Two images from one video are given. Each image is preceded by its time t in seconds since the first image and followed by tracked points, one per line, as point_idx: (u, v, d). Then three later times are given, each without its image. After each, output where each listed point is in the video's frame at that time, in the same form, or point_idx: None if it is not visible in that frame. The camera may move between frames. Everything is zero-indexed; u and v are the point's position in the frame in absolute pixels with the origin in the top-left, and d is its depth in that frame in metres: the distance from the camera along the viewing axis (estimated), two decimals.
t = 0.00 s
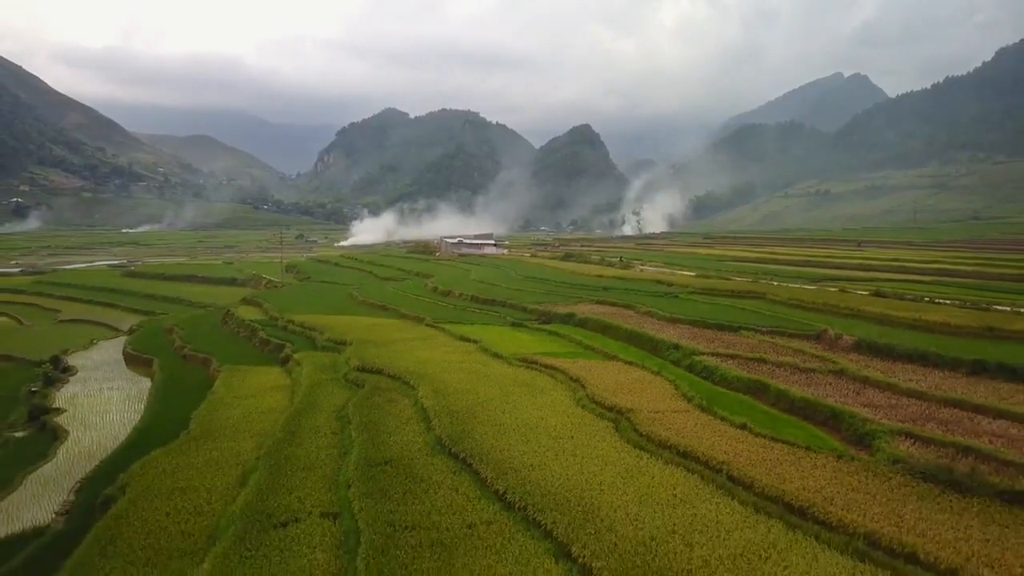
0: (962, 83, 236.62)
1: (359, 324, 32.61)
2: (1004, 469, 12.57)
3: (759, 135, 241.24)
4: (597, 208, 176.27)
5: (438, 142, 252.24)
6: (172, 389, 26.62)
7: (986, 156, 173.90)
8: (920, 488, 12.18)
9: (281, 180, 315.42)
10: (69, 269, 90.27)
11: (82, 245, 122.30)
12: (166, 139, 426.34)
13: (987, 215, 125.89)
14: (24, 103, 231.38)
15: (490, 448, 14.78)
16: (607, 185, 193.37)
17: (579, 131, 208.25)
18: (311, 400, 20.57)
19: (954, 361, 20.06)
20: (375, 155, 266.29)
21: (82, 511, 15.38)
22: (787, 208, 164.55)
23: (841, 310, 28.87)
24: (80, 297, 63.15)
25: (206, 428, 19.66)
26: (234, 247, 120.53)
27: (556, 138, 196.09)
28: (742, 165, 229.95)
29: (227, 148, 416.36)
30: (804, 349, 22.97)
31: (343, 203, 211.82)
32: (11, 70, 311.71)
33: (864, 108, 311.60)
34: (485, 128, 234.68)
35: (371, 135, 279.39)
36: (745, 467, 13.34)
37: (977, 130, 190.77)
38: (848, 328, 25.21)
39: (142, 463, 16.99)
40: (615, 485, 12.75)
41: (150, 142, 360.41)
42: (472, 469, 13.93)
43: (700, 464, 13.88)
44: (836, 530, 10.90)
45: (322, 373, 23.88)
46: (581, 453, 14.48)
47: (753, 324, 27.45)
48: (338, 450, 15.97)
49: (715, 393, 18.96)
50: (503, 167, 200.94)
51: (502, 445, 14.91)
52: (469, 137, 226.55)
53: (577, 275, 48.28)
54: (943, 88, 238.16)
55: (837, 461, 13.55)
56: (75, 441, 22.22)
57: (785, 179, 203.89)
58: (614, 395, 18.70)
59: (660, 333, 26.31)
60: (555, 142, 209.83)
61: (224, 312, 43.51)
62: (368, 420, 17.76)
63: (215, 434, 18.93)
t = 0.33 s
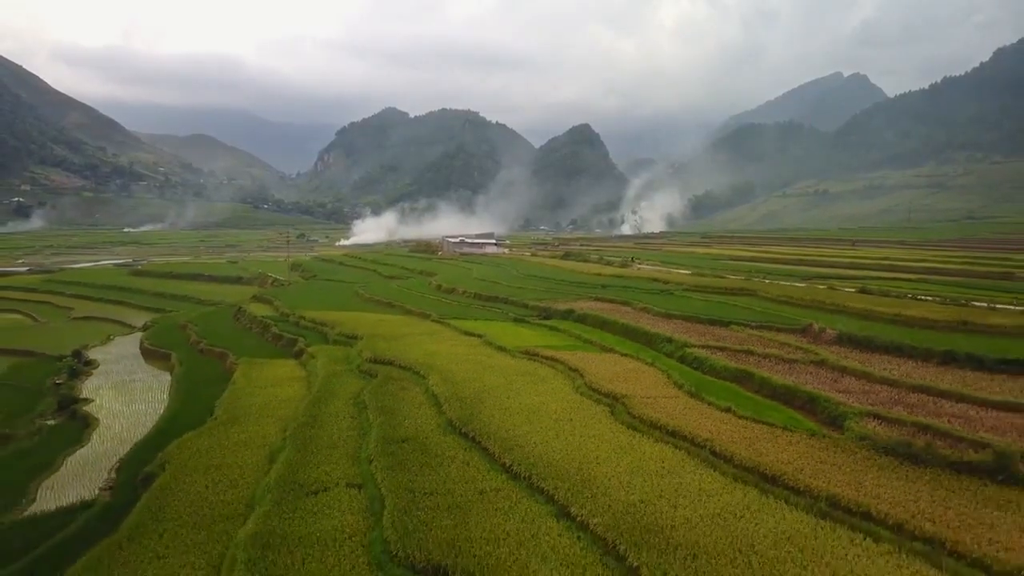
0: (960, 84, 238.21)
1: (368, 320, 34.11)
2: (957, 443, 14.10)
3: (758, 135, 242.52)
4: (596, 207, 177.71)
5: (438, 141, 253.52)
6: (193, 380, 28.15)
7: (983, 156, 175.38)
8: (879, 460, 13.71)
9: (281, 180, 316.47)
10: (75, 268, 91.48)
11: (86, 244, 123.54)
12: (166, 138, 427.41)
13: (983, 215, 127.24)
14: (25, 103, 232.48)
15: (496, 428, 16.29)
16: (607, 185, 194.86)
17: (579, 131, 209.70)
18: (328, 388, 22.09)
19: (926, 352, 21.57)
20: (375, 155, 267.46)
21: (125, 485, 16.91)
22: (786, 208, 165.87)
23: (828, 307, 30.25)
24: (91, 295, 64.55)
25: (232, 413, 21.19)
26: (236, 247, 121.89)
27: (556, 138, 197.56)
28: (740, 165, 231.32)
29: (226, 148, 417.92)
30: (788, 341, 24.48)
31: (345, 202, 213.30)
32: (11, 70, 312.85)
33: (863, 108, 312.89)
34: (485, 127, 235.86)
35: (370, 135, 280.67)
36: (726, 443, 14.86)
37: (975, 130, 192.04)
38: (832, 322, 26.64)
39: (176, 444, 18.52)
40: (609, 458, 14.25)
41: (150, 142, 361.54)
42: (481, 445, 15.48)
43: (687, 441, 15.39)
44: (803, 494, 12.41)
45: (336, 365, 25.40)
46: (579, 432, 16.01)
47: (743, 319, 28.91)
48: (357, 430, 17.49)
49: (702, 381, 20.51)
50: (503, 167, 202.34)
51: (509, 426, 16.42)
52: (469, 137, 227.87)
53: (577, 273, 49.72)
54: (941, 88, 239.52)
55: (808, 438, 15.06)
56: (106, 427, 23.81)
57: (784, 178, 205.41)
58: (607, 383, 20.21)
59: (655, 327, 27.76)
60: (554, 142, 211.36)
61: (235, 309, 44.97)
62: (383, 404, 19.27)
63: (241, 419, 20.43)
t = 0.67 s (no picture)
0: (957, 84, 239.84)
1: (377, 316, 35.70)
2: (921, 423, 15.60)
3: (757, 134, 244.08)
4: (595, 207, 179.19)
5: (438, 141, 255.11)
6: (211, 372, 29.76)
7: (981, 156, 176.94)
8: (849, 438, 15.23)
9: (281, 180, 317.86)
10: (82, 268, 92.93)
11: (90, 244, 124.97)
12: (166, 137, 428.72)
13: (979, 215, 128.90)
14: (27, 103, 233.74)
15: (503, 412, 17.80)
16: (606, 184, 196.37)
17: (579, 131, 211.19)
18: (342, 378, 23.60)
19: (902, 344, 23.08)
20: (375, 155, 268.97)
21: (162, 466, 18.41)
22: (785, 208, 167.39)
23: (815, 304, 31.76)
24: (101, 293, 66.06)
25: (255, 402, 22.71)
26: (239, 246, 123.32)
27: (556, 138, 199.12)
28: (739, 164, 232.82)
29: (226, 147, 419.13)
30: (776, 335, 26.02)
31: (346, 202, 214.78)
32: (13, 70, 314.21)
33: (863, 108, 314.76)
34: (485, 127, 237.39)
35: (371, 135, 282.13)
36: (712, 424, 16.37)
37: (973, 130, 193.73)
38: (819, 318, 28.17)
39: (207, 428, 20.04)
40: (605, 438, 15.77)
41: (151, 141, 362.94)
42: (488, 427, 16.99)
43: (676, 422, 16.90)
44: (779, 466, 13.92)
45: (349, 358, 26.93)
46: (579, 415, 17.54)
47: (735, 315, 30.44)
48: (374, 415, 18.99)
49: (693, 370, 22.04)
50: (503, 167, 203.82)
51: (513, 410, 17.94)
52: (469, 137, 229.37)
53: (577, 272, 51.29)
54: (940, 89, 241.33)
55: (787, 420, 16.57)
56: (135, 415, 25.37)
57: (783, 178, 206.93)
58: (604, 373, 21.68)
59: (651, 323, 29.31)
60: (554, 141, 212.86)
61: (246, 307, 46.55)
62: (395, 392, 20.77)
63: (263, 407, 21.97)
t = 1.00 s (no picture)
0: (955, 85, 241.40)
1: (385, 312, 37.31)
2: (888, 406, 17.20)
3: (756, 134, 245.66)
4: (594, 206, 180.85)
5: (438, 141, 256.82)
6: (229, 365, 31.35)
7: (978, 156, 178.43)
8: (823, 419, 16.79)
9: (281, 179, 319.84)
10: (88, 267, 94.47)
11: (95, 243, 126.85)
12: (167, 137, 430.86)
13: (975, 215, 130.53)
14: (29, 103, 235.29)
15: (508, 397, 19.41)
16: (605, 184, 197.99)
17: (579, 131, 213.22)
18: (356, 369, 25.14)
19: (880, 337, 24.69)
20: (376, 154, 270.63)
21: (194, 447, 19.97)
22: (783, 207, 169.08)
23: (804, 300, 33.27)
24: (110, 292, 67.68)
25: (275, 390, 24.29)
26: (242, 246, 124.98)
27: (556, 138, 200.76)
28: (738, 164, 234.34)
29: (226, 146, 420.68)
30: (764, 329, 27.54)
31: (346, 201, 216.26)
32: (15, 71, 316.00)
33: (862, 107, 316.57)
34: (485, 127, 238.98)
35: (371, 135, 283.88)
36: (699, 407, 17.91)
37: (970, 131, 195.41)
38: (805, 313, 29.73)
39: (234, 412, 21.63)
40: (600, 419, 17.33)
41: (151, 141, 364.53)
42: (494, 410, 18.58)
43: (667, 406, 18.48)
44: (757, 441, 15.49)
45: (362, 351, 28.54)
46: (577, 399, 19.14)
47: (725, 310, 31.99)
48: (388, 401, 20.53)
49: (684, 361, 23.66)
50: (502, 166, 205.42)
51: (517, 395, 19.56)
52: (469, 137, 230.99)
53: (577, 270, 52.87)
54: (938, 89, 243.12)
55: (769, 403, 18.12)
56: (161, 404, 26.98)
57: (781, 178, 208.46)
58: (600, 363, 23.24)
59: (647, 318, 30.88)
60: (553, 141, 214.52)
61: (256, 304, 48.19)
62: (407, 381, 22.35)
63: (283, 395, 23.57)
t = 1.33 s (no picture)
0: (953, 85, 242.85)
1: (393, 308, 38.90)
2: (861, 390, 18.81)
3: (755, 134, 247.20)
4: (594, 205, 182.42)
5: (438, 141, 258.35)
6: (245, 358, 32.92)
7: (975, 156, 179.78)
8: (801, 402, 18.37)
9: (281, 178, 321.27)
10: (94, 265, 96.01)
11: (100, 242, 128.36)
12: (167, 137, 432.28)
13: (971, 214, 132.28)
14: (30, 103, 236.71)
15: (512, 383, 21.01)
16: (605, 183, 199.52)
17: (579, 130, 214.76)
18: (367, 360, 26.71)
19: (862, 329, 26.23)
20: (376, 153, 272.17)
21: (220, 430, 21.57)
22: (782, 207, 170.75)
23: (793, 296, 34.84)
24: (120, 290, 69.26)
25: (293, 379, 25.88)
26: (245, 245, 126.49)
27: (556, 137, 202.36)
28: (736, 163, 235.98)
29: (226, 145, 422.22)
30: (753, 322, 29.14)
31: (347, 201, 218.02)
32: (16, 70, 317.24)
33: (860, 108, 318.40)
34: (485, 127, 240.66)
35: (371, 134, 285.47)
36: (689, 392, 19.49)
37: (969, 130, 197.05)
38: (793, 308, 31.32)
39: (255, 400, 23.21)
40: (597, 402, 18.89)
41: (151, 139, 365.75)
42: (499, 394, 20.16)
43: (659, 391, 20.02)
44: (738, 421, 17.06)
45: (372, 344, 30.09)
46: (576, 385, 20.72)
47: (718, 306, 33.53)
48: (400, 388, 22.08)
49: (675, 351, 25.26)
50: (502, 165, 206.99)
51: (521, 381, 21.16)
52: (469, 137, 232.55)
53: (576, 269, 54.47)
54: (936, 88, 244.92)
55: (753, 388, 19.74)
56: (183, 393, 28.57)
57: (780, 177, 209.97)
58: (598, 354, 24.80)
59: (643, 314, 32.46)
60: (553, 141, 216.02)
61: (265, 302, 49.75)
62: (416, 370, 23.93)
63: (301, 383, 25.17)
